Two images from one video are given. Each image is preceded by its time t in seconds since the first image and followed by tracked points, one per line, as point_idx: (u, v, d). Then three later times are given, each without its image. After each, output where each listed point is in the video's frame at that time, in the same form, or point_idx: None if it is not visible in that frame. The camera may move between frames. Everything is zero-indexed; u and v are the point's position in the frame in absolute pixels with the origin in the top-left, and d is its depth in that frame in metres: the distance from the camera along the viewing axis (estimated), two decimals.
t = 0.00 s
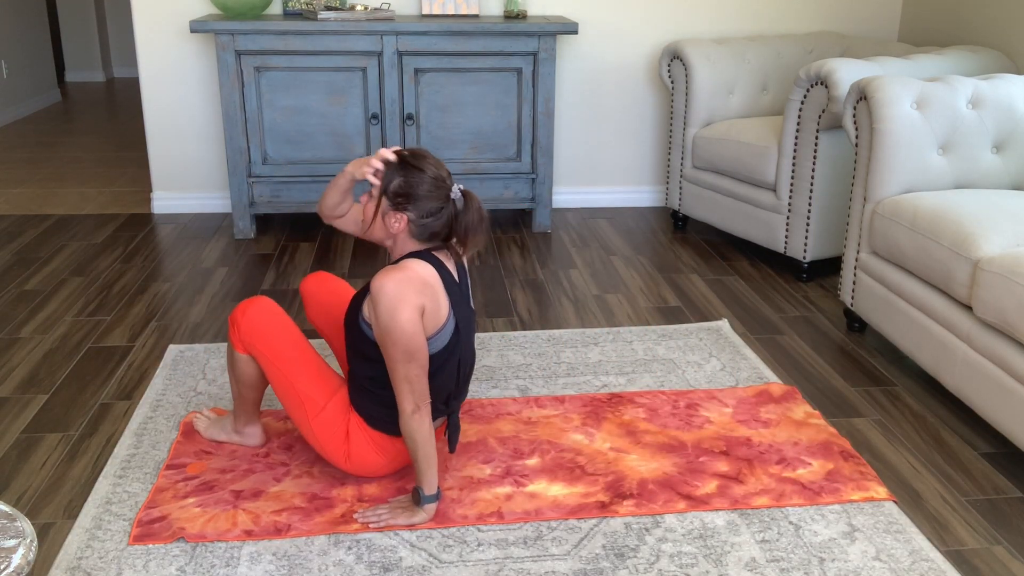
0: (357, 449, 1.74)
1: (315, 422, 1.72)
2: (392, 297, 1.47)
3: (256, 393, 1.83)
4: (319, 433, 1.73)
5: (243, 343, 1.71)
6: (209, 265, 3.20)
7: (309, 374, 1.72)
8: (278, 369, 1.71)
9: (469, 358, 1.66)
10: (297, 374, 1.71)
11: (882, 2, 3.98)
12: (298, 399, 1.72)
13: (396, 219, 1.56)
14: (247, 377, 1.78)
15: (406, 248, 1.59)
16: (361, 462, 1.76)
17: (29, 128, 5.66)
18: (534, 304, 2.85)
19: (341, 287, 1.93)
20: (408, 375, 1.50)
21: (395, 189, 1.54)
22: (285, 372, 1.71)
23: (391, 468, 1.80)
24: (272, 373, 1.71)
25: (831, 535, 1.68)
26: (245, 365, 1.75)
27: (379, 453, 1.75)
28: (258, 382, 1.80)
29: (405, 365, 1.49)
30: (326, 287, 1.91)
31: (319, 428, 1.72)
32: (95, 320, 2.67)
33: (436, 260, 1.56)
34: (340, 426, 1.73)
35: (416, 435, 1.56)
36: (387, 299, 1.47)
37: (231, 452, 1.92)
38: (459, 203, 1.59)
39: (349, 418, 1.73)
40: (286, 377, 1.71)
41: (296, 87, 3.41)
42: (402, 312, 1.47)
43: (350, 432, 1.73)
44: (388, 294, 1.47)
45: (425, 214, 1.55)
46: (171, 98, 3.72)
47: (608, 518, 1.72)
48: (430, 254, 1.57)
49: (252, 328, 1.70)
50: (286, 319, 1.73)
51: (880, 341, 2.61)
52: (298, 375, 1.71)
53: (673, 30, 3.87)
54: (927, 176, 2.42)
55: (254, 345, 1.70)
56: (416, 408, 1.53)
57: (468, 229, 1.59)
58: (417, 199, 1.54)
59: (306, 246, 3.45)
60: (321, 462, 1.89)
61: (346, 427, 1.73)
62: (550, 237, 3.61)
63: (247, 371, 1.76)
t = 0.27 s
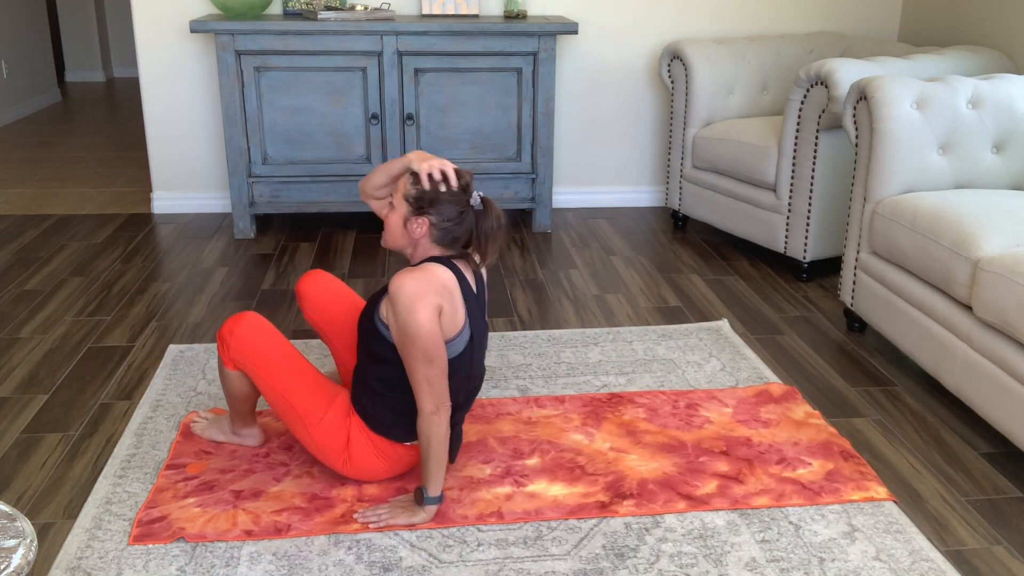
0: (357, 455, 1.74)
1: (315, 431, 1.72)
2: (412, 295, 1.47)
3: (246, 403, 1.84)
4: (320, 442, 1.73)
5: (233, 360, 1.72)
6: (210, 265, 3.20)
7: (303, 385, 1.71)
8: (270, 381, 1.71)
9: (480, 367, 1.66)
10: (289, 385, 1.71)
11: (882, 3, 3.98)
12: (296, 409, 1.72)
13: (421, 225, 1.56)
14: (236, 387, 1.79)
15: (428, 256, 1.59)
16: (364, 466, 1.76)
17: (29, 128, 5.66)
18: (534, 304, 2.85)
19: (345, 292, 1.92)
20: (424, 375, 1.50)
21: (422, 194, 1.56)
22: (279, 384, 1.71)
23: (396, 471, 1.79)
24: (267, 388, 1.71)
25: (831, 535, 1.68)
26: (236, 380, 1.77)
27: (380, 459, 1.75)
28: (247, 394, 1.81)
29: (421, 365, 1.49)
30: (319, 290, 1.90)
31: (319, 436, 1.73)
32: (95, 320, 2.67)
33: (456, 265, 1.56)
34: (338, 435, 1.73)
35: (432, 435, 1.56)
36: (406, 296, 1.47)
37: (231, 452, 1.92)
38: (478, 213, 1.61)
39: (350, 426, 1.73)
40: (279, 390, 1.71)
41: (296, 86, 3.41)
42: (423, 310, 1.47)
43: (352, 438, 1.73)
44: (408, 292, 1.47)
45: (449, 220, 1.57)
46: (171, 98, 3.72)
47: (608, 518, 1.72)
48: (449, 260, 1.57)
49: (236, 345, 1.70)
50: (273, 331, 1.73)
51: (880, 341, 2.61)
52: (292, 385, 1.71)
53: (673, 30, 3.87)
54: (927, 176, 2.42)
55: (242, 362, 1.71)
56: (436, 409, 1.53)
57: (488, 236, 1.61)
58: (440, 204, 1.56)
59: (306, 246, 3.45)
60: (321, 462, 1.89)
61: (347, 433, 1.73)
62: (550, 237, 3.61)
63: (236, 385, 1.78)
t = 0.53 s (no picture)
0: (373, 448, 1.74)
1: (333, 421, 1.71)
2: (444, 299, 1.50)
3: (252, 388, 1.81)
4: (339, 432, 1.72)
5: (256, 342, 1.71)
6: (210, 265, 3.20)
7: (323, 372, 1.70)
8: (290, 366, 1.70)
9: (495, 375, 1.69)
10: (311, 369, 1.70)
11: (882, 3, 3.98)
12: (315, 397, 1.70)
13: (456, 235, 1.59)
14: (250, 372, 1.76)
15: (458, 261, 1.63)
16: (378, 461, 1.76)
17: (29, 128, 5.66)
18: (534, 304, 2.85)
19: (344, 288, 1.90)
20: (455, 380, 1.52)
21: (456, 206, 1.57)
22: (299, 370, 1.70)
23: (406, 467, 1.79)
24: (288, 375, 1.70)
25: (831, 535, 1.68)
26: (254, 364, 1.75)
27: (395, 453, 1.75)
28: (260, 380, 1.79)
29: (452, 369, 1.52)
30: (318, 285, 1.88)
31: (337, 427, 1.72)
32: (95, 320, 2.67)
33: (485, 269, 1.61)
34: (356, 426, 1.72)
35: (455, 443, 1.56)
36: (438, 300, 1.50)
37: (231, 452, 1.92)
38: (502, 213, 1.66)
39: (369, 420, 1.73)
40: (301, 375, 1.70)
41: (296, 86, 3.41)
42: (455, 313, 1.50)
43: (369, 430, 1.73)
44: (440, 297, 1.50)
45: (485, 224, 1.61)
46: (171, 98, 3.72)
47: (608, 518, 1.72)
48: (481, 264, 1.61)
49: (260, 325, 1.70)
50: (296, 315, 1.73)
51: (880, 341, 2.61)
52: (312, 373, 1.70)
53: (673, 30, 3.87)
54: (927, 176, 2.42)
55: (266, 343, 1.70)
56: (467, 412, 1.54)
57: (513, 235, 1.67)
58: (480, 210, 1.60)
59: (306, 246, 3.45)
60: (321, 462, 1.89)
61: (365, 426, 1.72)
62: (550, 237, 3.61)
63: (253, 369, 1.76)
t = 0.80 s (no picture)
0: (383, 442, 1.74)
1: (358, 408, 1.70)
2: (462, 311, 1.58)
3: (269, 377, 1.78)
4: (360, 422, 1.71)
5: (289, 318, 1.69)
6: (210, 265, 3.20)
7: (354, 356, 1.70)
8: (321, 348, 1.69)
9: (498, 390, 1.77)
10: (344, 352, 1.69)
11: (882, 3, 3.98)
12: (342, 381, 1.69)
13: (492, 244, 1.68)
14: (276, 352, 1.73)
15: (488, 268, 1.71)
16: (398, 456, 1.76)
17: (29, 128, 5.66)
18: (534, 304, 2.85)
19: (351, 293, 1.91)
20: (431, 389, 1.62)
21: (496, 218, 1.66)
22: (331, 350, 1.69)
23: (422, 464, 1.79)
24: (316, 355, 1.69)
25: (831, 535, 1.68)
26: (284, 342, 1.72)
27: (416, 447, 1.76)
28: (283, 363, 1.76)
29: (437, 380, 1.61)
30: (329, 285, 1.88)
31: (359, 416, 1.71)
32: (95, 320, 2.67)
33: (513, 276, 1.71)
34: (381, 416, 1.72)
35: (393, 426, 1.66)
36: (458, 312, 1.58)
37: (231, 452, 1.92)
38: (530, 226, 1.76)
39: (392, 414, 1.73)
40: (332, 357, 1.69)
41: (296, 86, 3.41)
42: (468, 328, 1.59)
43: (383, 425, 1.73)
44: (462, 307, 1.58)
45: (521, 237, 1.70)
46: (171, 98, 3.72)
47: (608, 518, 1.72)
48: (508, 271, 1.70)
49: (296, 303, 1.69)
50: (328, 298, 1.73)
51: (880, 340, 2.61)
52: (342, 354, 1.69)
53: (673, 30, 3.87)
54: (928, 176, 2.42)
55: (301, 321, 1.69)
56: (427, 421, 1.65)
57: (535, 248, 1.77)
58: (521, 226, 1.69)
59: (306, 246, 3.45)
60: (321, 462, 1.89)
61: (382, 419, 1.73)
62: (550, 237, 3.61)
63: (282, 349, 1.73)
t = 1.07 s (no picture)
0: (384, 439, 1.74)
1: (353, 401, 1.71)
2: (483, 320, 1.57)
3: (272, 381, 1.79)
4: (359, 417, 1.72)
5: (283, 313, 1.71)
6: (210, 265, 3.20)
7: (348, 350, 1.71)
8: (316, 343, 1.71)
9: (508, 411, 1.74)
10: (337, 345, 1.71)
11: (882, 3, 3.98)
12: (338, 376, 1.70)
13: (533, 269, 1.64)
14: (272, 355, 1.74)
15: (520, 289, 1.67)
16: (395, 455, 1.75)
17: (29, 128, 5.66)
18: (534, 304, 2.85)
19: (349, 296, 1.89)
20: (418, 369, 1.60)
21: (541, 243, 1.62)
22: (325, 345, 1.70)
23: (420, 464, 1.79)
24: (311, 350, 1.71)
25: (831, 535, 1.68)
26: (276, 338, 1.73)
27: (415, 450, 1.76)
28: (280, 364, 1.76)
29: (429, 368, 1.60)
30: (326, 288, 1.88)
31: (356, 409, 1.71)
32: (95, 320, 2.67)
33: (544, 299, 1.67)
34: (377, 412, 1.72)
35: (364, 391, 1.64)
36: (478, 319, 1.57)
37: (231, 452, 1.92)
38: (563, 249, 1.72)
39: (390, 412, 1.73)
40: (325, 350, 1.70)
41: (296, 86, 3.41)
42: (483, 339, 1.57)
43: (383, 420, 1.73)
44: (485, 316, 1.57)
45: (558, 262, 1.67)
46: (171, 98, 3.72)
47: (608, 518, 1.72)
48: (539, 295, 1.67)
49: (289, 299, 1.70)
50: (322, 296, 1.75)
51: (880, 341, 2.61)
52: (336, 348, 1.71)
53: (673, 30, 3.87)
54: (927, 176, 2.42)
55: (293, 316, 1.70)
56: (397, 399, 1.62)
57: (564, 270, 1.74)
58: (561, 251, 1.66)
59: (306, 246, 3.45)
60: (321, 462, 1.89)
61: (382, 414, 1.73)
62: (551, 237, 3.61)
63: (275, 349, 1.74)
